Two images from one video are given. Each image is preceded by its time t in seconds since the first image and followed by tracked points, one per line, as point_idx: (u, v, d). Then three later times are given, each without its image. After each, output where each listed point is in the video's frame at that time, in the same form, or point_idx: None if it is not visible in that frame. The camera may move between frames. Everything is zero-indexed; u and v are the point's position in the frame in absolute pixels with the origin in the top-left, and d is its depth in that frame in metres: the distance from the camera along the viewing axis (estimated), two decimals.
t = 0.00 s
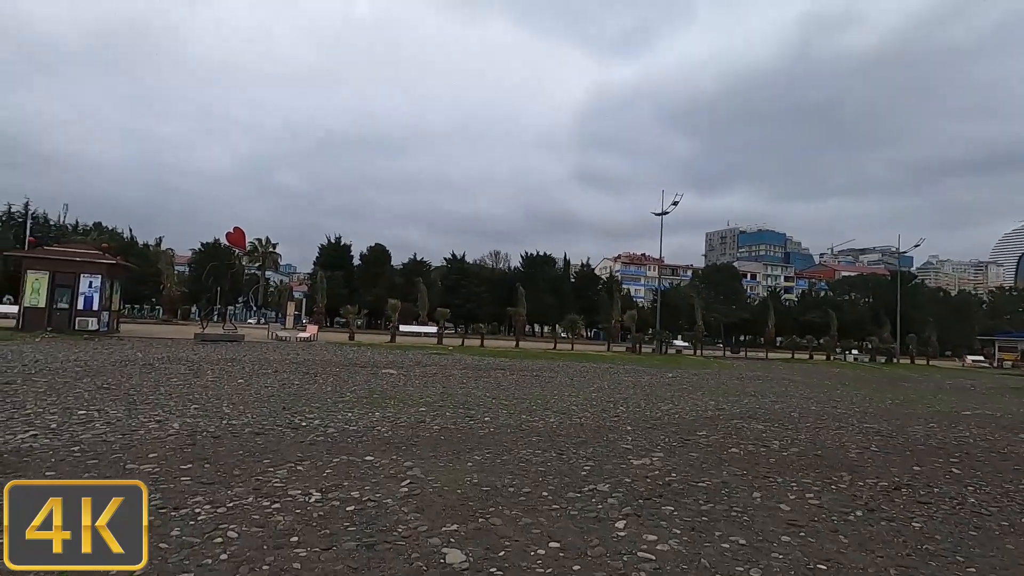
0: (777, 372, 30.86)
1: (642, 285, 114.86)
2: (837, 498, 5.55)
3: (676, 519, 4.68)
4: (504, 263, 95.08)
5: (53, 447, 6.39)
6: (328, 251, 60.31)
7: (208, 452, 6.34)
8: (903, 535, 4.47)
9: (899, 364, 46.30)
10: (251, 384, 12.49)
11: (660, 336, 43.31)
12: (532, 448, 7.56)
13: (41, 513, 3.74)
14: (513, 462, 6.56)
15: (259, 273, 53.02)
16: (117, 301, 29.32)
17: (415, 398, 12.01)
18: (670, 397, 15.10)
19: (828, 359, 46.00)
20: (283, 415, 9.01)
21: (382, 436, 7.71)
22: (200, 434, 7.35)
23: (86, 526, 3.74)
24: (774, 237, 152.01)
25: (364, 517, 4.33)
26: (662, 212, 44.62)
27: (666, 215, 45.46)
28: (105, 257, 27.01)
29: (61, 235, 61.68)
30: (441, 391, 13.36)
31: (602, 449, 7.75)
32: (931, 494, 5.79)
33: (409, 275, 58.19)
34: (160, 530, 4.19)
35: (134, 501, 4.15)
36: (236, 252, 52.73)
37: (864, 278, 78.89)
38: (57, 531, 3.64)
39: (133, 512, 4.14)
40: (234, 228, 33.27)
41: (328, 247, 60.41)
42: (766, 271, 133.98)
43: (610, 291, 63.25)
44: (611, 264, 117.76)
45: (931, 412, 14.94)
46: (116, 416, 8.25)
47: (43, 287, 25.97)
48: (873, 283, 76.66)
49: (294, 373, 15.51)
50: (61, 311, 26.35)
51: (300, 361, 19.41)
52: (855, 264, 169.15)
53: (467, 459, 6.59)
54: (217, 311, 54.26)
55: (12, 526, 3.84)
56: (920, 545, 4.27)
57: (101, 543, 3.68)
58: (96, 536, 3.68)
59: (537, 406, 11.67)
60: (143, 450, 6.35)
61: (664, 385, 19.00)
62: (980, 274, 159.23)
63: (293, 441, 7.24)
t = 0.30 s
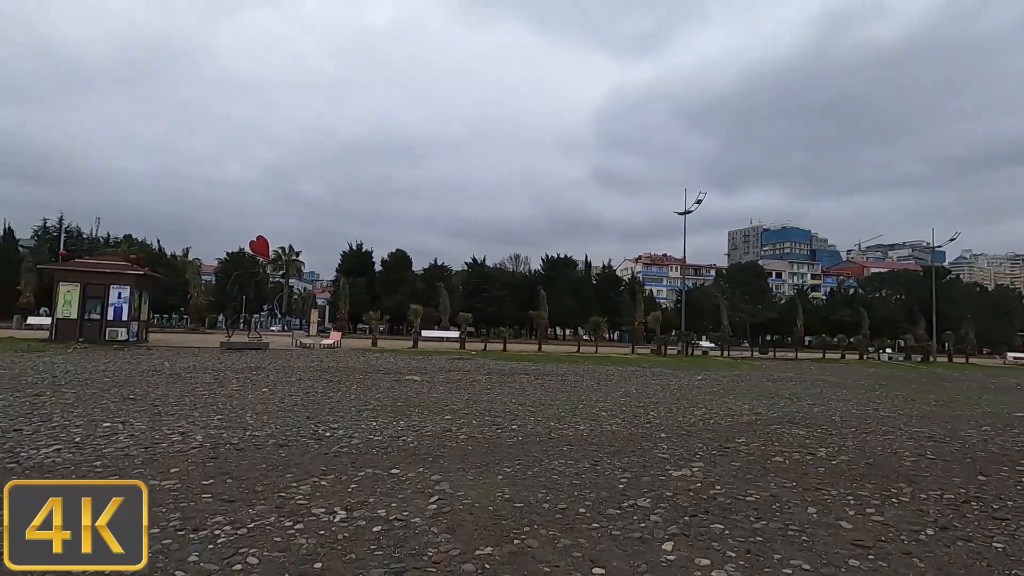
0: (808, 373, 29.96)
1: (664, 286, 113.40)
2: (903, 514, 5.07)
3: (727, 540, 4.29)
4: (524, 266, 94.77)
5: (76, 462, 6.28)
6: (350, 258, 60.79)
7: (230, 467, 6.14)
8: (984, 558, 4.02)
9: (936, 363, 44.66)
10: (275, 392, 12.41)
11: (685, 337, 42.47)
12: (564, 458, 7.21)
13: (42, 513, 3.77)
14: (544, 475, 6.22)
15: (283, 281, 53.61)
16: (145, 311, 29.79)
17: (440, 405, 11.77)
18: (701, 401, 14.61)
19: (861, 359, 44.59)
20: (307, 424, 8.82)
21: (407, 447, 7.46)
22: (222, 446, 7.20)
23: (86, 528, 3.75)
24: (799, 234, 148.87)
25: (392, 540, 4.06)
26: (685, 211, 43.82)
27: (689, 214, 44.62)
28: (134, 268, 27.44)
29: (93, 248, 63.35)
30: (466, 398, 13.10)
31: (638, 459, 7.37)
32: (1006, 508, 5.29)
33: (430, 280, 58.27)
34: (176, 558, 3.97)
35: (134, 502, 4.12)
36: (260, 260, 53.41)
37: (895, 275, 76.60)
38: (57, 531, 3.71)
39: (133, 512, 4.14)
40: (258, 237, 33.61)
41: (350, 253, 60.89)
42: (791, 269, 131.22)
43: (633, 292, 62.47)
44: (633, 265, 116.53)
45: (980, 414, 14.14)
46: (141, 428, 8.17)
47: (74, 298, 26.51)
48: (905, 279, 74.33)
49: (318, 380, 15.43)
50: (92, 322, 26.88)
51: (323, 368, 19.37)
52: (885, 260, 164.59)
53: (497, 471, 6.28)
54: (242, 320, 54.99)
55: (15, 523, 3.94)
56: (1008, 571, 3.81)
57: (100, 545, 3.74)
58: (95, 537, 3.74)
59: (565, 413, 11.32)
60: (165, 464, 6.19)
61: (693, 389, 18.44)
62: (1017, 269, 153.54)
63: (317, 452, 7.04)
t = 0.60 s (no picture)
0: (830, 378, 29.21)
1: (677, 288, 112.28)
2: (969, 543, 4.64)
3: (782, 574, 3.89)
4: (536, 268, 94.23)
5: (80, 475, 6.03)
6: (362, 260, 60.81)
7: (239, 482, 5.86)
8: None
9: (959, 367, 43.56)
10: (286, 398, 12.17)
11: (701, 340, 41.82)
12: (590, 473, 6.84)
13: (42, 514, 4.57)
14: (572, 493, 5.85)
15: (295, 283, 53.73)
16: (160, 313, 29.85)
17: (455, 412, 11.41)
18: (724, 408, 14.12)
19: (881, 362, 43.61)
20: (320, 434, 8.54)
21: (424, 460, 7.13)
22: (233, 458, 6.92)
23: (86, 526, 4.45)
24: (814, 235, 146.87)
25: (413, 571, 3.73)
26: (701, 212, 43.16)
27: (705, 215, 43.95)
28: (147, 271, 27.47)
29: (109, 251, 63.96)
30: (482, 405, 12.74)
31: (668, 474, 6.95)
32: None
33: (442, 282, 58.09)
34: None
35: (131, 503, 4.94)
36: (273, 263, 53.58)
37: (915, 276, 75.11)
38: (56, 532, 4.35)
39: (131, 511, 4.93)
40: (271, 240, 33.57)
41: (362, 256, 60.91)
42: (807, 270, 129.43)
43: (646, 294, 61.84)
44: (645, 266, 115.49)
45: (1020, 423, 13.51)
46: (149, 438, 7.93)
47: (89, 301, 26.62)
48: (924, 281, 72.92)
49: (330, 385, 15.19)
50: (107, 324, 27.01)
51: (336, 372, 19.13)
52: (903, 261, 161.85)
53: (520, 488, 5.92)
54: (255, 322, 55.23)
55: (16, 523, 4.67)
56: None
57: (100, 543, 4.31)
58: (96, 535, 4.37)
59: (585, 422, 10.93)
60: (173, 479, 5.92)
61: (714, 395, 17.90)
62: None
63: (330, 465, 6.73)
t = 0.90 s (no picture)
0: (845, 378, 28.73)
1: (684, 288, 111.69)
2: None
3: None
4: (542, 268, 93.88)
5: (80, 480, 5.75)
6: (368, 261, 60.67)
7: (247, 487, 5.55)
8: None
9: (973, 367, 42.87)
10: (294, 399, 11.87)
11: (710, 340, 41.39)
12: (615, 477, 6.50)
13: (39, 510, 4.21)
14: (599, 498, 5.51)
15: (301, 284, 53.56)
16: (166, 314, 29.65)
17: (469, 413, 11.08)
18: (742, 409, 13.74)
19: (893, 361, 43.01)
20: (329, 436, 8.23)
21: (440, 463, 6.81)
22: (240, 461, 6.63)
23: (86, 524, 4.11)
24: (820, 234, 145.96)
25: None
26: (709, 210, 42.73)
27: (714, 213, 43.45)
28: (153, 271, 27.28)
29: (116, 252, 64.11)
30: (495, 405, 12.41)
31: (698, 479, 6.58)
32: None
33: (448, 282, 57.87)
34: None
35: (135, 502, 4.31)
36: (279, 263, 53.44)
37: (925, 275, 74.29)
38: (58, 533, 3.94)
39: (133, 511, 4.44)
40: (277, 239, 33.38)
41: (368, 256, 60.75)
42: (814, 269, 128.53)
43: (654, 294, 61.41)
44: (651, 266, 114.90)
45: None
46: (152, 440, 7.64)
47: (95, 301, 26.50)
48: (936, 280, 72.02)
49: (338, 386, 14.90)
50: (113, 325, 26.85)
51: (344, 372, 18.85)
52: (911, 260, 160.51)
53: (544, 494, 5.60)
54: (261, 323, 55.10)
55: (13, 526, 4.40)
56: None
57: (101, 543, 4.00)
58: (96, 536, 4.02)
59: (602, 423, 10.58)
60: (177, 484, 5.62)
61: (730, 395, 17.50)
62: None
63: (342, 469, 6.41)
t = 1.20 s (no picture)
0: (861, 379, 28.19)
1: (693, 289, 110.88)
2: None
3: None
4: (550, 269, 93.49)
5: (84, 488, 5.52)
6: (377, 263, 60.62)
7: (258, 497, 5.29)
8: None
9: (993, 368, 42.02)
10: (305, 402, 11.65)
11: (722, 341, 40.83)
12: (643, 485, 6.18)
13: (41, 513, 4.42)
14: (629, 510, 5.20)
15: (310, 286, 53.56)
16: (176, 316, 29.58)
17: (484, 417, 10.79)
18: (764, 412, 13.36)
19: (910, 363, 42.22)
20: (342, 441, 7.98)
21: (458, 471, 6.51)
22: (250, 468, 6.38)
23: (86, 527, 4.31)
24: (831, 235, 144.67)
25: None
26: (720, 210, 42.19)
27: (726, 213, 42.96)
28: (163, 273, 27.18)
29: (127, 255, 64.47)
30: (509, 409, 12.12)
31: (729, 487, 6.24)
32: None
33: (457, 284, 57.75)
34: None
35: (132, 503, 4.76)
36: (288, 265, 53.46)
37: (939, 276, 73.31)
38: (57, 532, 4.22)
39: (132, 511, 4.75)
40: (286, 240, 33.32)
41: (376, 258, 60.72)
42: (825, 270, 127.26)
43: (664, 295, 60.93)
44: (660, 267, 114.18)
45: None
46: (161, 445, 7.40)
47: (106, 304, 26.53)
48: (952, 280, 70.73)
49: (350, 388, 14.66)
50: (123, 327, 26.82)
51: (355, 375, 18.64)
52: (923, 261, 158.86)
53: (571, 505, 5.28)
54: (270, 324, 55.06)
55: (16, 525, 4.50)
56: None
57: (100, 543, 4.18)
58: (95, 536, 4.20)
59: (621, 426, 10.27)
60: (184, 494, 5.38)
61: (749, 398, 17.08)
62: None
63: (356, 477, 6.14)
